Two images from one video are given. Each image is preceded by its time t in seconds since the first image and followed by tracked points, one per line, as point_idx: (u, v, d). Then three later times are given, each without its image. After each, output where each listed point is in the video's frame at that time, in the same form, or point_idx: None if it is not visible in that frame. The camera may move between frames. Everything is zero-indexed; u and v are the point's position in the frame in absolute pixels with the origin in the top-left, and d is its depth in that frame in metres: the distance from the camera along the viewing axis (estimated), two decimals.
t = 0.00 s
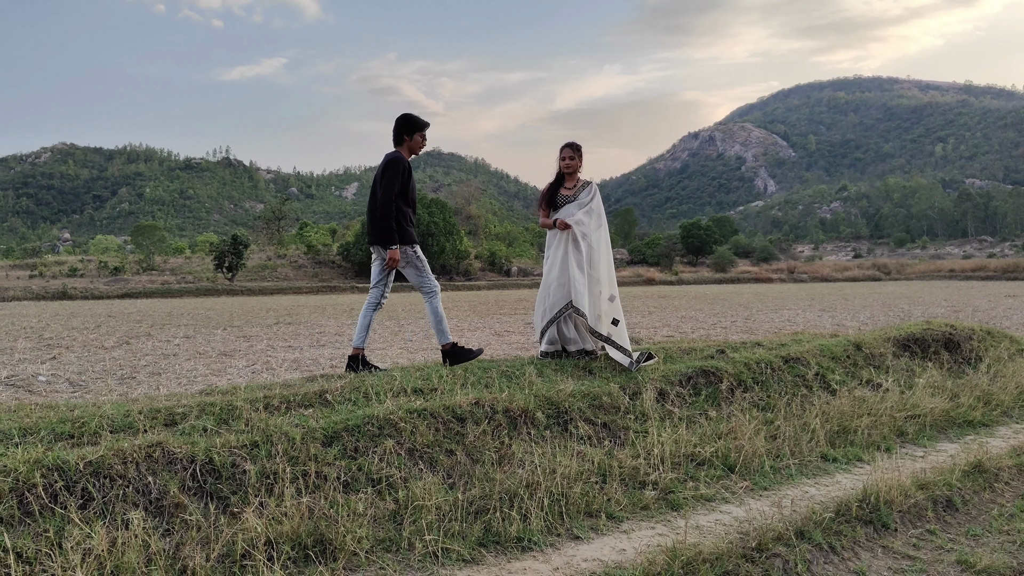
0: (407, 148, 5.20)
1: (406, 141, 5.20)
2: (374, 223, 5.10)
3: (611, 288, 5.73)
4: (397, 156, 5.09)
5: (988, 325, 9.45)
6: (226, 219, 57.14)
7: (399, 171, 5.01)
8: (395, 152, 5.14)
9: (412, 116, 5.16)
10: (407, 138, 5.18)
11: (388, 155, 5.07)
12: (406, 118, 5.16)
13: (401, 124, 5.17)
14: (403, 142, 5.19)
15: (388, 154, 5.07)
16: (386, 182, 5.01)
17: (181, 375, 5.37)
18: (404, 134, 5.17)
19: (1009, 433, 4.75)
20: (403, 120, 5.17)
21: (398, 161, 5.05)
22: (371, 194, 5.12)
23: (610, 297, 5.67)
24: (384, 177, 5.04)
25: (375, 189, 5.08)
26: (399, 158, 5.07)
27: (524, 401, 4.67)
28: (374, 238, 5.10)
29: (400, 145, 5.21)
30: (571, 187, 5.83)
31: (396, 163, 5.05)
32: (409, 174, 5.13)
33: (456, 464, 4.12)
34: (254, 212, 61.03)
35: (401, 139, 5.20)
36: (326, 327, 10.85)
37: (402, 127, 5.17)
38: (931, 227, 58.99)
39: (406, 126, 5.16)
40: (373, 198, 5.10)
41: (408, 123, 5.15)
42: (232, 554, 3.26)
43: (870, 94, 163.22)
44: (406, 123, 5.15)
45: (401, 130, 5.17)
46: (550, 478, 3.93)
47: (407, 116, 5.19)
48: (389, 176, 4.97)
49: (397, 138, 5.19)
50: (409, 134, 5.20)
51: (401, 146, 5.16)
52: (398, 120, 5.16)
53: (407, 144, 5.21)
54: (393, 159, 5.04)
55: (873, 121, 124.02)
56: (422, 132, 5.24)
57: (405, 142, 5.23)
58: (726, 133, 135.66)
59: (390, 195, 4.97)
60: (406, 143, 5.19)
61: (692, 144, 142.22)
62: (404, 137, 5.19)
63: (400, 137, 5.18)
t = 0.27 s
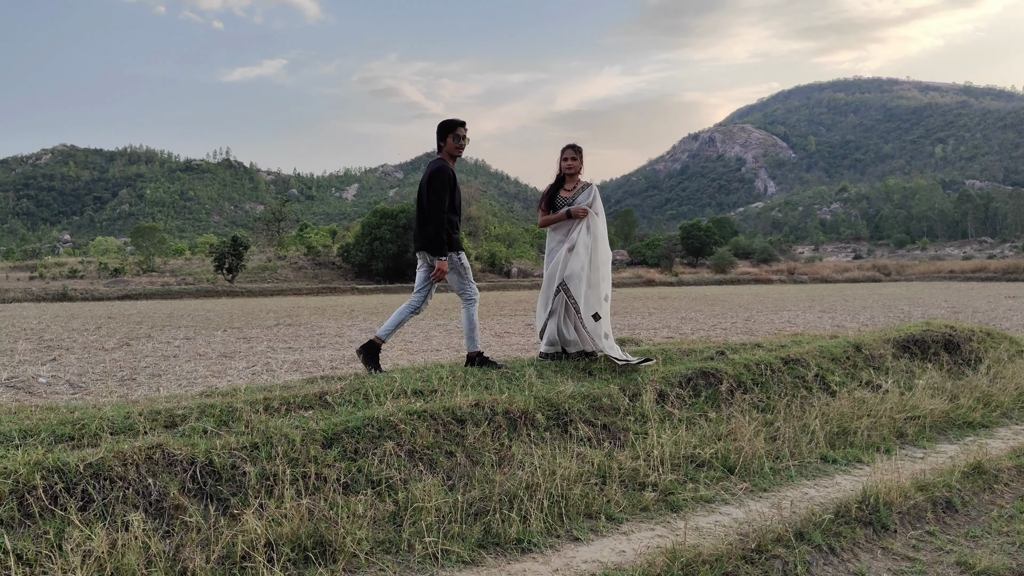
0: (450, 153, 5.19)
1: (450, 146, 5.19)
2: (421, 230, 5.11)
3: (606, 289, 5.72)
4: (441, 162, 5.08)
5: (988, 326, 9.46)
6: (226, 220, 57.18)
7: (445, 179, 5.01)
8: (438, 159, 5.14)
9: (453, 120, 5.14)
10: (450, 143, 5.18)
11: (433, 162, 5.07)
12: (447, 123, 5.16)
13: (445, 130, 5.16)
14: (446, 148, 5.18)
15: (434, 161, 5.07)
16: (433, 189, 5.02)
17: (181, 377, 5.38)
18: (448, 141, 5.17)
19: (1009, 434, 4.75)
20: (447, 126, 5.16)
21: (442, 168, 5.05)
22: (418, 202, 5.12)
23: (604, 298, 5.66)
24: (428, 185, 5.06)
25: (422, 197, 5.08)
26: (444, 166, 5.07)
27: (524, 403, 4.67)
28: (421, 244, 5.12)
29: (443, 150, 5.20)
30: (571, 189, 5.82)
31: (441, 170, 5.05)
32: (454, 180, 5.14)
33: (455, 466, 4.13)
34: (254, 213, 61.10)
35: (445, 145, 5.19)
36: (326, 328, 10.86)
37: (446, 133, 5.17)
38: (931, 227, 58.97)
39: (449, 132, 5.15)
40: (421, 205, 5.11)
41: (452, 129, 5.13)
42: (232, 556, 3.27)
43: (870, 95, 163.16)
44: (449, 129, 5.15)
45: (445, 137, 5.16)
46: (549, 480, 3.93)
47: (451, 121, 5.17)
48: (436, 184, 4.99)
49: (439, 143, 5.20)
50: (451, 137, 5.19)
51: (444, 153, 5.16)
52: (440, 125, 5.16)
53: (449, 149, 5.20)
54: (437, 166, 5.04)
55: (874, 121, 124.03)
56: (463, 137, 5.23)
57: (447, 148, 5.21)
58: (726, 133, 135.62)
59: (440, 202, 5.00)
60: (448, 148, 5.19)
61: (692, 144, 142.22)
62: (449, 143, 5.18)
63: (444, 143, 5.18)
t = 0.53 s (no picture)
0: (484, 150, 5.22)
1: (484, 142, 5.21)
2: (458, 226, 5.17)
3: (604, 288, 5.77)
4: (475, 160, 5.12)
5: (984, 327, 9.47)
6: (224, 222, 57.17)
7: (477, 175, 5.06)
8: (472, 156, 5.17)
9: (490, 116, 5.15)
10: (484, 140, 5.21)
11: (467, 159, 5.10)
12: (483, 119, 5.17)
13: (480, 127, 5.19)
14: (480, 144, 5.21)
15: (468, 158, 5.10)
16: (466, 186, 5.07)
17: (178, 378, 5.37)
18: (482, 137, 5.20)
19: (1006, 434, 4.76)
20: (482, 122, 5.18)
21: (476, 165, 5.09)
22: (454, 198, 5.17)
23: (603, 296, 5.71)
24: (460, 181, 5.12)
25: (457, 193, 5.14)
26: (476, 162, 5.11)
27: (521, 404, 4.68)
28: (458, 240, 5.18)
29: (478, 146, 5.22)
30: (568, 190, 5.83)
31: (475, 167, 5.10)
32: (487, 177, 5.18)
33: (453, 467, 4.13)
34: (252, 215, 61.11)
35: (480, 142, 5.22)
36: (324, 330, 10.87)
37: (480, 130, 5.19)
38: (929, 228, 59.03)
39: (484, 129, 5.17)
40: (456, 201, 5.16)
41: (486, 125, 5.16)
42: (229, 557, 3.27)
43: (869, 96, 163.38)
44: (483, 126, 5.17)
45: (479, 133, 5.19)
46: (546, 481, 3.93)
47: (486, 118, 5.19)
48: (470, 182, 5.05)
49: (475, 139, 5.22)
50: (488, 134, 5.20)
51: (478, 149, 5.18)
52: (475, 121, 5.18)
53: (484, 146, 5.22)
54: (471, 164, 5.08)
55: (872, 122, 124.24)
56: (501, 134, 5.25)
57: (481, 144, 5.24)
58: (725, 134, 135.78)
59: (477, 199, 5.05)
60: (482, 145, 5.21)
61: (691, 146, 142.34)
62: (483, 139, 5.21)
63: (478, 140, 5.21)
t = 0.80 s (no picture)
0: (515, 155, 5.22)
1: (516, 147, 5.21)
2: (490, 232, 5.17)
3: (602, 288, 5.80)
4: (505, 165, 5.12)
5: (979, 327, 9.49)
6: (221, 223, 57.12)
7: (508, 179, 5.05)
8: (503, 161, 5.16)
9: (522, 123, 5.15)
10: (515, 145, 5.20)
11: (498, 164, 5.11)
12: (515, 125, 5.17)
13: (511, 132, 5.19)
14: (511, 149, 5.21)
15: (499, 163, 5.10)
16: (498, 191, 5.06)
17: (175, 379, 5.36)
18: (513, 142, 5.19)
19: (1002, 434, 4.77)
20: (512, 127, 5.18)
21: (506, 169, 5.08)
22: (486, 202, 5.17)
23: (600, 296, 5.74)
24: (491, 184, 5.12)
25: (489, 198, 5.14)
26: (507, 166, 5.10)
27: (519, 404, 4.68)
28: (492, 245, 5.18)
29: (510, 152, 5.23)
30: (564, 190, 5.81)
31: (506, 171, 5.10)
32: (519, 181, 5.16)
33: (451, 467, 4.13)
34: (249, 216, 61.06)
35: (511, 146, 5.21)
36: (322, 331, 10.87)
37: (511, 135, 5.19)
38: (925, 229, 59.14)
39: (514, 134, 5.17)
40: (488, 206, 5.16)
41: (517, 131, 5.17)
42: (226, 558, 3.26)
43: (866, 96, 163.59)
44: (514, 132, 5.17)
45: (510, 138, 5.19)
46: (544, 480, 3.94)
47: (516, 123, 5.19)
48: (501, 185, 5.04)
49: (507, 144, 5.21)
50: (520, 140, 5.21)
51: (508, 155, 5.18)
52: (507, 126, 5.18)
53: (515, 150, 5.22)
54: (502, 168, 5.09)
55: (869, 122, 124.47)
56: (532, 140, 5.26)
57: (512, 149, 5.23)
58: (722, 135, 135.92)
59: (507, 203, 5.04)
60: (513, 150, 5.21)
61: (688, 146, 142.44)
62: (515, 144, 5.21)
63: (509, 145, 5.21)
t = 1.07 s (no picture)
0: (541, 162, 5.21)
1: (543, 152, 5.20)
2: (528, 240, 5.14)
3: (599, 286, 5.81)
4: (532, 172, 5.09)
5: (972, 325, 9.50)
6: (216, 223, 57.02)
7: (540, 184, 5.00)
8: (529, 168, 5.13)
9: (547, 131, 5.15)
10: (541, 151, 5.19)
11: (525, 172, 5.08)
12: (541, 133, 5.16)
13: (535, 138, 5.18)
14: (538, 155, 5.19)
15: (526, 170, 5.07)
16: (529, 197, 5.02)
17: (170, 379, 5.36)
18: (538, 149, 5.18)
19: (997, 432, 4.78)
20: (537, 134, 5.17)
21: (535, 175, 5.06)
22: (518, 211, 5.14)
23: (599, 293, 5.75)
24: (523, 191, 5.07)
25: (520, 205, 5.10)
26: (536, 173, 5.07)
27: (516, 404, 4.67)
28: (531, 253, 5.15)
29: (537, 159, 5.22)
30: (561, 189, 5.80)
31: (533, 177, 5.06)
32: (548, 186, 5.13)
33: (447, 466, 4.12)
34: (245, 216, 60.97)
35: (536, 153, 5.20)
36: (318, 330, 10.86)
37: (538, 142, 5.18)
38: (921, 228, 59.31)
39: (540, 141, 5.16)
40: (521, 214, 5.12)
41: (542, 137, 5.16)
42: (222, 558, 3.25)
43: (862, 96, 163.93)
44: (539, 139, 5.16)
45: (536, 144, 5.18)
46: (541, 479, 3.93)
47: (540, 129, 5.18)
48: (532, 191, 5.00)
49: (534, 151, 5.20)
50: (546, 147, 5.21)
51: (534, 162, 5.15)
52: (533, 135, 5.17)
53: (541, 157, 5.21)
54: (531, 174, 5.05)
55: (865, 123, 124.81)
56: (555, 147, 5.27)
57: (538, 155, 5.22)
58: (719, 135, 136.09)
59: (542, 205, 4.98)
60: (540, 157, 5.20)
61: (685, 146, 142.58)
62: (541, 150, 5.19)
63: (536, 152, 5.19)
